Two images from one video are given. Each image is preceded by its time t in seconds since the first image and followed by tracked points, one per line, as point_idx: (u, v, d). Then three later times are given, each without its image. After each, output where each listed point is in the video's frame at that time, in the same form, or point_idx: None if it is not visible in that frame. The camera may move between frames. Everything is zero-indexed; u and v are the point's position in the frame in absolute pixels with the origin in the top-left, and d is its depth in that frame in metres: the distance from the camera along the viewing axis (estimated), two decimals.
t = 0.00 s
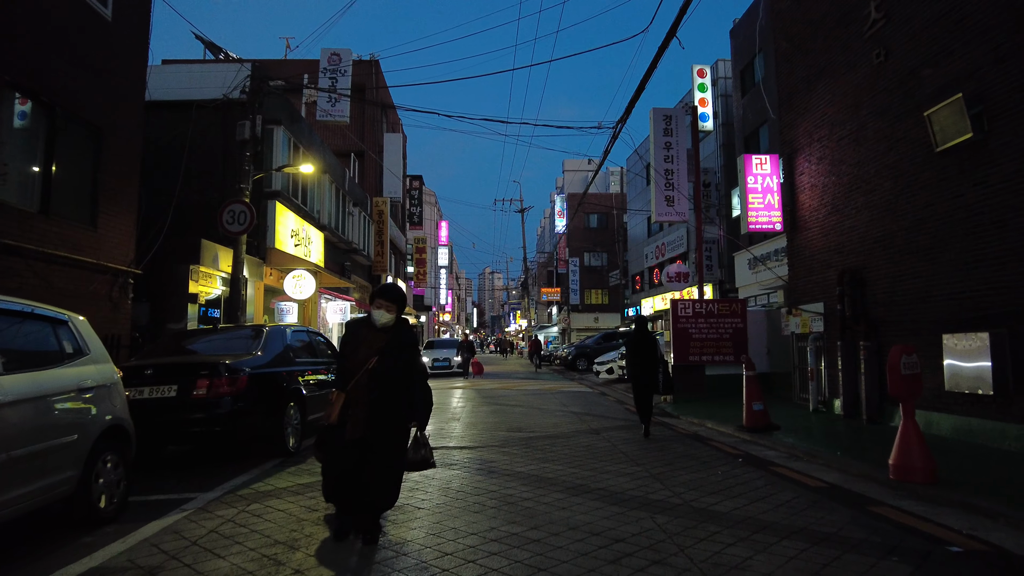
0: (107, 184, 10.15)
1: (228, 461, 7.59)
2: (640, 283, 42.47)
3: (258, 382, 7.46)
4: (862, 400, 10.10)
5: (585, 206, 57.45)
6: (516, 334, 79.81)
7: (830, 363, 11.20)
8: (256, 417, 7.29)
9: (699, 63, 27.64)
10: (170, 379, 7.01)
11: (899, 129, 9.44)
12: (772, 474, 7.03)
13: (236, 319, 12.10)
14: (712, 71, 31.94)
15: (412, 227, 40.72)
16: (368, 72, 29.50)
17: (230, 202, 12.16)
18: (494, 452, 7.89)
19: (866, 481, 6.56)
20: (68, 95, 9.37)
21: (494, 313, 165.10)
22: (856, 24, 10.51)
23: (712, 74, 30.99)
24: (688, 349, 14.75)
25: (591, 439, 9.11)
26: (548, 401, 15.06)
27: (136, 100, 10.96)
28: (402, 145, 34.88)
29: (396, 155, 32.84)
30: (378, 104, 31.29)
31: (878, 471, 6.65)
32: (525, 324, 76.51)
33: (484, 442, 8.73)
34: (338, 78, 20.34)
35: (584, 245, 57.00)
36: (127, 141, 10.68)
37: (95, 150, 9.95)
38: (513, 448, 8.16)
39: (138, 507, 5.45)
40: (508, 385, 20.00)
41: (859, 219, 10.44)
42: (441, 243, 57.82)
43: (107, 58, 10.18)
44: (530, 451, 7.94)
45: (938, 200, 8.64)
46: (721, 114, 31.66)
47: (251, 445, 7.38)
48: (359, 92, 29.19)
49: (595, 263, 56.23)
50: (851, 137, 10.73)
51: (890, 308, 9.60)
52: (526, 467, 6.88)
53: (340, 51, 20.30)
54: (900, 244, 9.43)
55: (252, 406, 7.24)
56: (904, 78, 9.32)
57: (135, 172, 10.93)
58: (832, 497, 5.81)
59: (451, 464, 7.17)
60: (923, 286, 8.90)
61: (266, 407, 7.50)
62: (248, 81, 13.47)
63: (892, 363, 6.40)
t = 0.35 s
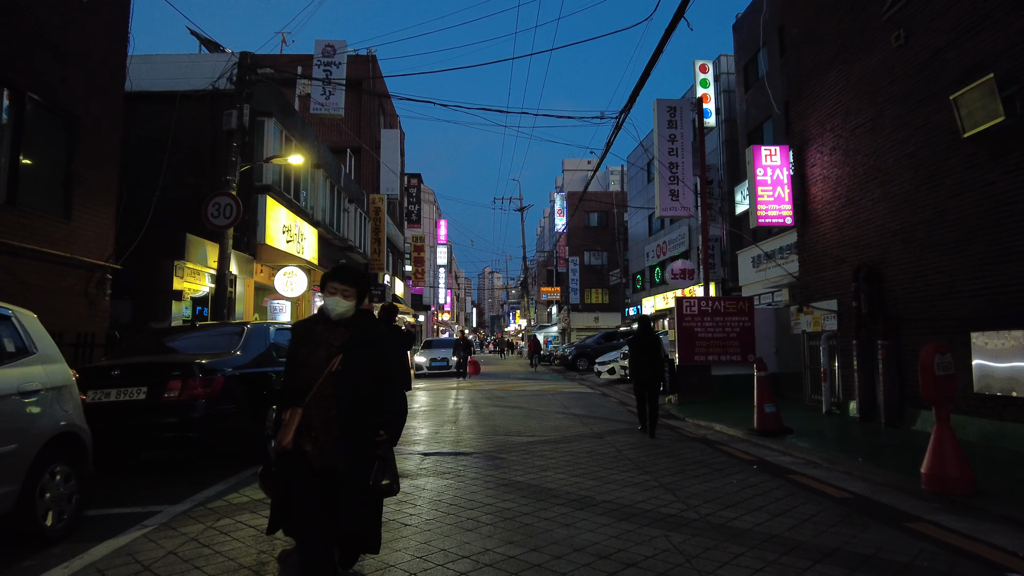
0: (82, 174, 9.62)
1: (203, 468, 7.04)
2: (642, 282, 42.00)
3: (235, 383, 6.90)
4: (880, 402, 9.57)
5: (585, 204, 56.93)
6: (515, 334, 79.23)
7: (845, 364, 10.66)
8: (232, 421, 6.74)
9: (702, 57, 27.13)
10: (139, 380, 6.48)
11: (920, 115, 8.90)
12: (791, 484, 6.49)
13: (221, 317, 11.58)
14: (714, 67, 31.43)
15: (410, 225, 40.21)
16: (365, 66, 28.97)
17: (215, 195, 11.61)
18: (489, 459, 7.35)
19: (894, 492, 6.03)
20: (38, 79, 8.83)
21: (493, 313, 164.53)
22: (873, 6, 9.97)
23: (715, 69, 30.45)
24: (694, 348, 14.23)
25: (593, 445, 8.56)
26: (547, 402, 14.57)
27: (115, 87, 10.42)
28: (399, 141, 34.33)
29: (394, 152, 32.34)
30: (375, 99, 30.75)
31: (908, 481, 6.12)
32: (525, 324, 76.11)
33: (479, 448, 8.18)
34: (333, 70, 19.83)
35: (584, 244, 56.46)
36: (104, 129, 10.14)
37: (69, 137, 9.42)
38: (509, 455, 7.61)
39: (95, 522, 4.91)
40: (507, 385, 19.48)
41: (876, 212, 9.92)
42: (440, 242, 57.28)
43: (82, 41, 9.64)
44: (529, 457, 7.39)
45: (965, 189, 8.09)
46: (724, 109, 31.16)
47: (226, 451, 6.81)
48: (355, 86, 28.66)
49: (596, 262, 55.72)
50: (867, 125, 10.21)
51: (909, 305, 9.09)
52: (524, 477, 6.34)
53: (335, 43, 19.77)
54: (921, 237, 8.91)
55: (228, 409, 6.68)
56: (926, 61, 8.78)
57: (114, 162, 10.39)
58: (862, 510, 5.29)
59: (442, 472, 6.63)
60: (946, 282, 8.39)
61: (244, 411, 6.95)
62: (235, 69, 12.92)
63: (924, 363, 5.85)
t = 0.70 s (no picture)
0: (52, 166, 9.07)
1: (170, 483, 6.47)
2: (642, 282, 41.52)
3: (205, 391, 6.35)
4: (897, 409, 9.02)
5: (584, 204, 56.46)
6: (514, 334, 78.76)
7: (858, 367, 10.14)
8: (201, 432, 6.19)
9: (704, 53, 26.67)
10: (97, 387, 5.91)
11: (942, 104, 8.37)
12: (811, 500, 5.95)
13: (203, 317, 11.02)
14: (716, 63, 30.96)
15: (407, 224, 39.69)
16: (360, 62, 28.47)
17: (197, 189, 11.04)
18: (481, 471, 6.80)
19: (924, 511, 5.50)
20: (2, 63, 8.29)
21: (492, 313, 163.97)
22: None
23: (717, 65, 30.00)
24: (697, 350, 13.69)
25: (593, 454, 8.02)
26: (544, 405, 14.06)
27: (90, 75, 9.89)
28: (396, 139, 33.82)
29: (390, 149, 31.83)
30: (371, 96, 30.25)
31: (939, 499, 5.59)
32: (524, 324, 75.60)
33: (471, 458, 7.63)
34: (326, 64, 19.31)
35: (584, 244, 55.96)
36: (78, 119, 9.60)
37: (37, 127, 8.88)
38: (503, 466, 7.07)
39: (36, 549, 4.36)
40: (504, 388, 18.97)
41: (893, 208, 9.38)
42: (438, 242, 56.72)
43: (54, 25, 9.11)
44: (524, 470, 6.84)
45: (993, 182, 7.56)
46: (726, 107, 30.71)
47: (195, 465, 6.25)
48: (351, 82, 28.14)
49: (595, 263, 55.26)
50: (883, 116, 9.69)
51: (930, 306, 8.56)
52: (517, 494, 5.79)
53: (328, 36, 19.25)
54: (943, 234, 8.37)
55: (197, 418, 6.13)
56: (949, 46, 8.25)
57: (88, 153, 9.84)
58: (894, 533, 4.77)
59: (428, 487, 6.09)
60: (972, 282, 7.86)
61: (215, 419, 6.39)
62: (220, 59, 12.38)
63: (959, 369, 5.31)
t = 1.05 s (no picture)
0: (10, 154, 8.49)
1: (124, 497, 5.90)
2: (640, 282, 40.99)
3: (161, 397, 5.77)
4: (914, 413, 8.46)
5: (582, 202, 55.96)
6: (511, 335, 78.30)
7: (869, 368, 9.59)
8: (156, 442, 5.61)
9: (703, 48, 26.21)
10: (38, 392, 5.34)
11: (963, 86, 7.83)
12: (830, 516, 5.39)
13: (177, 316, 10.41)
14: (715, 58, 30.42)
15: (402, 223, 39.14)
16: (353, 57, 27.96)
17: (170, 180, 10.44)
18: (467, 484, 6.20)
19: (958, 530, 4.95)
20: None
21: (490, 313, 163.48)
22: None
23: (716, 60, 29.51)
24: (698, 351, 13.12)
25: (591, 463, 7.42)
26: (539, 408, 13.50)
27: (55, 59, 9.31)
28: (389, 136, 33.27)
29: (383, 145, 31.21)
30: (364, 93, 29.69)
31: (975, 517, 5.04)
32: (521, 324, 75.08)
33: (459, 468, 7.03)
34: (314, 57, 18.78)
35: (581, 243, 55.47)
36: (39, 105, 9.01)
37: None
38: (492, 477, 6.50)
39: None
40: (500, 389, 18.42)
41: (907, 198, 8.84)
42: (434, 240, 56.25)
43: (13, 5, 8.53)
44: (515, 482, 6.25)
45: (1022, 168, 6.99)
46: (725, 103, 30.24)
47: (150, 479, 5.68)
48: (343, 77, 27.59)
49: (593, 262, 54.77)
50: (895, 103, 9.14)
51: (949, 303, 8.03)
52: (505, 512, 5.19)
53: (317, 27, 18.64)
54: (963, 226, 7.83)
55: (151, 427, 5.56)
56: (971, 26, 7.71)
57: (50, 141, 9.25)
58: (928, 560, 4.23)
59: (407, 504, 5.50)
60: (997, 276, 7.31)
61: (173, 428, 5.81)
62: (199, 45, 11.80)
63: (996, 371, 4.75)
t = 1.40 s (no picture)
0: None
1: (84, 516, 5.36)
2: (641, 281, 40.48)
3: (120, 406, 5.23)
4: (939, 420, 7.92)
5: (581, 201, 55.46)
6: (510, 335, 77.77)
7: (888, 372, 9.07)
8: (115, 456, 5.07)
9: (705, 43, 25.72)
10: None
11: (993, 70, 7.31)
12: (865, 540, 4.85)
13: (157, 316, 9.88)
14: (718, 54, 29.89)
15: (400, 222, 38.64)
16: (350, 52, 27.45)
17: (150, 173, 9.90)
18: (461, 502, 5.65)
19: (1008, 557, 4.43)
20: None
21: (489, 313, 163.04)
22: None
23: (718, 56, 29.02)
24: (705, 353, 12.65)
25: (596, 476, 6.87)
26: (538, 412, 12.98)
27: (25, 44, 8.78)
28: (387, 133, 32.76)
29: (379, 142, 30.64)
30: (361, 89, 29.20)
31: None
32: (521, 325, 74.60)
33: (453, 482, 6.48)
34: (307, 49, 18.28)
35: (581, 243, 54.98)
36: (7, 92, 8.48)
37: None
38: (489, 492, 5.97)
39: None
40: (498, 392, 17.90)
41: (930, 192, 8.32)
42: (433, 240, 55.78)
43: None
44: (513, 500, 5.70)
45: None
46: (728, 99, 29.74)
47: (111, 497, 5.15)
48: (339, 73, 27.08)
49: (593, 261, 54.28)
50: (916, 90, 8.62)
51: (977, 303, 7.51)
52: (501, 537, 4.65)
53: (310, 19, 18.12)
54: (992, 220, 7.31)
55: (111, 439, 5.03)
56: (1002, 5, 7.19)
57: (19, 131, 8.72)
58: None
59: (394, 526, 4.96)
60: None
61: (137, 441, 5.28)
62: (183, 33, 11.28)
63: None
